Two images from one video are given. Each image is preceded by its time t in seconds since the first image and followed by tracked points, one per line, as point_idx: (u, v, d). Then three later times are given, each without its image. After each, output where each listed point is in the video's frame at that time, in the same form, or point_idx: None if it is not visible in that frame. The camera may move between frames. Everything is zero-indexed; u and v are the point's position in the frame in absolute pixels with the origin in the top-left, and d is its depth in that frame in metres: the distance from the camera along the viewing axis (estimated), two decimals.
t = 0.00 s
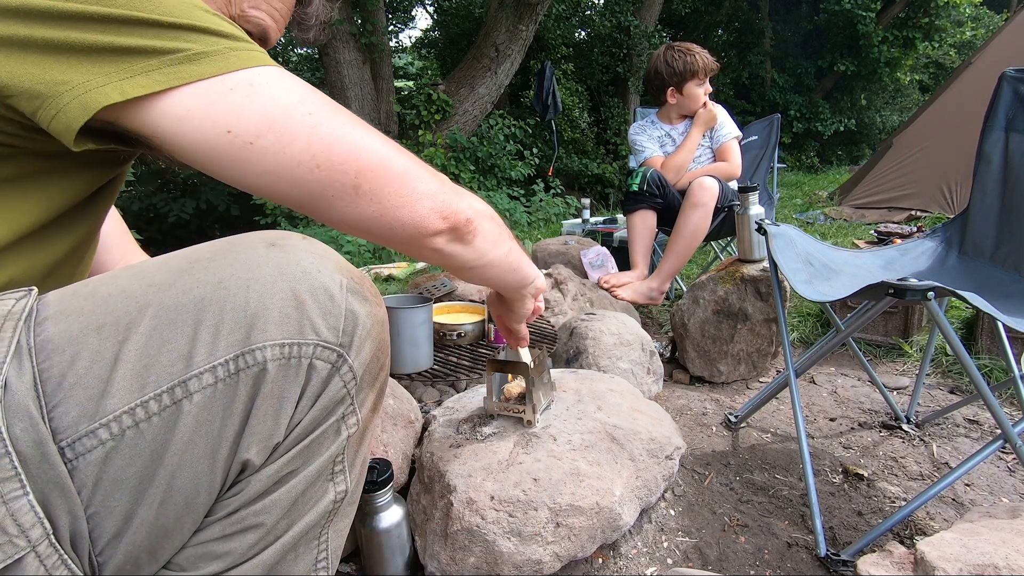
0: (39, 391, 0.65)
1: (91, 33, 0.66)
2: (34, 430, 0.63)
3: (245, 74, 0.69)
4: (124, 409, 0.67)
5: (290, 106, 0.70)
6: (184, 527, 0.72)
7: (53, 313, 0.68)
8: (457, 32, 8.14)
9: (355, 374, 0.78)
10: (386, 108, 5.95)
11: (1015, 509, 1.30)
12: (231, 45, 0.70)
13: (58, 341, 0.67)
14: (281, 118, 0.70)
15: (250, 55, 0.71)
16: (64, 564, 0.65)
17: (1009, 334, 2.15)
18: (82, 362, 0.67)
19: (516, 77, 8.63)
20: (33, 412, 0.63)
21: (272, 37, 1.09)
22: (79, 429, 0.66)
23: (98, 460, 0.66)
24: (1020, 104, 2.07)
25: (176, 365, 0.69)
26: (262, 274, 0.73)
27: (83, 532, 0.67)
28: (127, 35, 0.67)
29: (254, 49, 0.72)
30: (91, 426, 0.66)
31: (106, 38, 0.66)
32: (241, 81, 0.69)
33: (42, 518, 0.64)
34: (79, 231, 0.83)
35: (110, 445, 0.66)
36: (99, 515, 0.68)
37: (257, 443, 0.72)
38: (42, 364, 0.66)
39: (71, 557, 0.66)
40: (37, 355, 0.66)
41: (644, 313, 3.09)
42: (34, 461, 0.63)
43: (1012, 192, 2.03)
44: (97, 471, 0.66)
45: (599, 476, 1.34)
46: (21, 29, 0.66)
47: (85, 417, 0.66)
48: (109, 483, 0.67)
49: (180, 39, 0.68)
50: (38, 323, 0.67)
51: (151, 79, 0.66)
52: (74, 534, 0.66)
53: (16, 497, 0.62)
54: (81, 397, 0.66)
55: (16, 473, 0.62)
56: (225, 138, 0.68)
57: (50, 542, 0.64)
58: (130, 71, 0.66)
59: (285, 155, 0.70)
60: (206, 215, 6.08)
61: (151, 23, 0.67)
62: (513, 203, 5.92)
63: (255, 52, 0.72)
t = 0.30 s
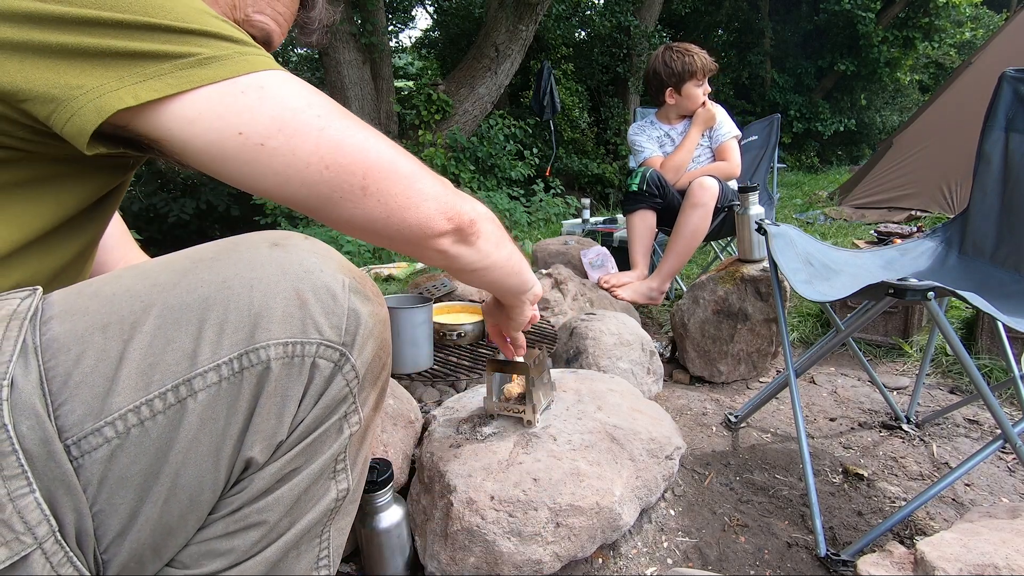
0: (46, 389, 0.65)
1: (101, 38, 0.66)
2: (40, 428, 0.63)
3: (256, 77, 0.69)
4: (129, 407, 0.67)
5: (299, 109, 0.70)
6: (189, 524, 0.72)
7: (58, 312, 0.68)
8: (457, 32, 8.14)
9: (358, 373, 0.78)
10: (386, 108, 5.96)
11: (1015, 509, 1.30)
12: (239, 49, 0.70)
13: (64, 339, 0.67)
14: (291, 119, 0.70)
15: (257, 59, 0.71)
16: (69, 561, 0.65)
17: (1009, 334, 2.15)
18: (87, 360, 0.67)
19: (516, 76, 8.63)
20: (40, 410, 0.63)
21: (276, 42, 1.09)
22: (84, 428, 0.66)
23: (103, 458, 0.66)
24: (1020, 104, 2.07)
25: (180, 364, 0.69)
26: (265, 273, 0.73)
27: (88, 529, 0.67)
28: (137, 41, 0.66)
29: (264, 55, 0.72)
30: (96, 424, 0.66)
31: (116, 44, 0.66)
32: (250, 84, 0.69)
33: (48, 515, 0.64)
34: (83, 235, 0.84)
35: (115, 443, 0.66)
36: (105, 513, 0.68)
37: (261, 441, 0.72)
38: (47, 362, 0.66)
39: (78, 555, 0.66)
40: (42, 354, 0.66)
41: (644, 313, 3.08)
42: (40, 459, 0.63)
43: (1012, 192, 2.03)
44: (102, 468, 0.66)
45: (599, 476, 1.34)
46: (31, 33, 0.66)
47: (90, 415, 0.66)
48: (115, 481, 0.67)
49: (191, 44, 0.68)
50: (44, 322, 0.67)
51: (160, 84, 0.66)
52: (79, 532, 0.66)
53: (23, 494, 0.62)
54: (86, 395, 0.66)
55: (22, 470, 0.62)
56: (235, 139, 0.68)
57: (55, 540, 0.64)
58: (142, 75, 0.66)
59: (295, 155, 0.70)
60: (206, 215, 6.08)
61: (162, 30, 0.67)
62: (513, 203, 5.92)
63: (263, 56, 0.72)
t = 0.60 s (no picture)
0: (45, 388, 0.65)
1: (96, 42, 0.66)
2: (39, 426, 0.63)
3: (252, 82, 0.69)
4: (129, 405, 0.67)
5: (296, 115, 0.70)
6: (188, 523, 0.72)
7: (57, 311, 0.68)
8: (457, 32, 8.14)
9: (357, 372, 0.78)
10: (387, 108, 5.96)
11: (1015, 509, 1.30)
12: (237, 53, 0.70)
13: (64, 338, 0.67)
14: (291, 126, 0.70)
15: (252, 63, 0.70)
16: (69, 560, 0.65)
17: (1009, 334, 2.15)
18: (87, 359, 0.67)
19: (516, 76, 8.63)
20: (39, 409, 0.63)
21: (277, 42, 1.09)
22: (84, 426, 0.66)
23: (103, 456, 0.66)
24: (1020, 104, 2.07)
25: (180, 363, 0.69)
26: (264, 272, 0.73)
27: (88, 528, 0.67)
28: (130, 45, 0.66)
29: (261, 59, 0.72)
30: (96, 423, 0.66)
31: (110, 48, 0.66)
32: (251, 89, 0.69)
33: (48, 513, 0.64)
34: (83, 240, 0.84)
35: (115, 442, 0.67)
36: (104, 511, 0.68)
37: (260, 439, 0.72)
38: (47, 361, 0.66)
39: (77, 554, 0.66)
40: (41, 352, 0.66)
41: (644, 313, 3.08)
42: (39, 458, 0.63)
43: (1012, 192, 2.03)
44: (102, 467, 0.67)
45: (599, 476, 1.34)
46: (24, 37, 0.66)
47: (90, 414, 0.66)
48: (114, 479, 0.67)
49: (187, 48, 0.68)
50: (43, 321, 0.67)
51: (153, 88, 0.66)
52: (79, 530, 0.66)
53: (23, 492, 0.62)
54: (86, 394, 0.66)
55: (22, 469, 0.62)
56: (231, 144, 0.68)
57: (55, 538, 0.64)
58: (135, 79, 0.66)
59: (292, 162, 0.70)
60: (206, 215, 6.08)
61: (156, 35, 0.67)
62: (513, 203, 5.92)
63: (260, 60, 0.72)
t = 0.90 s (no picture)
0: (50, 388, 0.65)
1: (44, 86, 0.67)
2: (45, 427, 0.64)
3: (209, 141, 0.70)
4: (133, 406, 0.67)
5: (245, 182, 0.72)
6: (192, 524, 0.71)
7: (62, 312, 0.69)
8: (457, 32, 8.14)
9: (361, 373, 0.75)
10: (386, 108, 5.96)
11: (1015, 509, 1.30)
12: (181, 108, 0.69)
13: (68, 339, 0.67)
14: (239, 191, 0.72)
15: (212, 119, 0.71)
16: (73, 560, 0.66)
17: (1009, 334, 2.15)
18: (92, 360, 0.67)
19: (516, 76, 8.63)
20: (44, 410, 0.64)
21: (275, 32, 1.06)
22: (88, 427, 0.66)
23: (108, 457, 0.66)
24: (1020, 104, 2.07)
25: (185, 364, 0.68)
26: (268, 273, 0.70)
27: (92, 529, 0.67)
28: (94, 83, 0.68)
29: (213, 111, 0.71)
30: (101, 424, 0.66)
31: (74, 84, 0.68)
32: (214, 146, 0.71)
33: (52, 515, 0.64)
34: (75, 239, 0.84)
35: (119, 443, 0.66)
36: (108, 513, 0.68)
37: (264, 441, 0.71)
38: (51, 361, 0.66)
39: (82, 554, 0.67)
40: (46, 353, 0.66)
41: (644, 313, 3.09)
42: (45, 458, 0.64)
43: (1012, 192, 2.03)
44: (107, 468, 0.67)
45: (599, 476, 1.34)
46: None
47: (95, 415, 0.66)
48: (119, 480, 0.67)
49: (153, 95, 0.69)
50: (48, 322, 0.68)
51: (105, 128, 0.67)
52: (83, 531, 0.67)
53: (27, 493, 0.63)
54: (90, 395, 0.66)
55: (27, 470, 0.63)
56: (169, 186, 0.69)
57: (60, 539, 0.65)
58: (90, 115, 0.67)
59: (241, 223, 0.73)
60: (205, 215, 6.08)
61: (121, 77, 0.68)
62: (513, 203, 5.92)
63: (208, 113, 0.71)
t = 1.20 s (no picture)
0: (15, 396, 0.66)
1: None
2: (8, 436, 0.64)
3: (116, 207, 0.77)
4: (102, 414, 0.67)
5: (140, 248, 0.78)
6: (167, 535, 0.71)
7: (32, 316, 0.70)
8: (457, 32, 8.13)
9: (344, 377, 0.77)
10: (386, 108, 5.96)
11: (1015, 509, 1.30)
12: (95, 151, 0.74)
13: (37, 343, 0.68)
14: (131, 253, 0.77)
15: (128, 167, 0.75)
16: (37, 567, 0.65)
17: (1010, 334, 2.15)
18: (59, 365, 0.68)
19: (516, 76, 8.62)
20: (8, 419, 0.65)
21: (274, 18, 1.10)
22: (55, 435, 0.66)
23: (76, 466, 0.67)
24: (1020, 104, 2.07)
25: (157, 370, 0.69)
26: (248, 276, 0.73)
27: (62, 540, 0.68)
28: (15, 118, 0.73)
29: (127, 158, 0.75)
30: (67, 433, 0.66)
31: None
32: (111, 215, 0.76)
33: (15, 522, 0.65)
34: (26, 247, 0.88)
35: (87, 452, 0.67)
36: (79, 523, 0.68)
37: (239, 450, 0.71)
38: (19, 368, 0.67)
39: (48, 564, 0.67)
40: (13, 358, 0.68)
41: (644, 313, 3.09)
42: (10, 468, 0.64)
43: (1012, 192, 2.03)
44: (75, 478, 0.67)
45: (599, 476, 1.34)
46: None
47: (62, 423, 0.67)
48: (88, 490, 0.68)
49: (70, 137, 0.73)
50: (18, 325, 0.69)
51: (12, 162, 0.71)
52: (52, 543, 0.67)
53: None
54: (57, 403, 0.67)
55: None
56: (38, 246, 0.74)
57: (25, 551, 0.65)
58: None
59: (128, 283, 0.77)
60: (206, 215, 6.06)
61: (41, 116, 0.73)
62: (513, 202, 5.92)
63: (123, 159, 0.75)
